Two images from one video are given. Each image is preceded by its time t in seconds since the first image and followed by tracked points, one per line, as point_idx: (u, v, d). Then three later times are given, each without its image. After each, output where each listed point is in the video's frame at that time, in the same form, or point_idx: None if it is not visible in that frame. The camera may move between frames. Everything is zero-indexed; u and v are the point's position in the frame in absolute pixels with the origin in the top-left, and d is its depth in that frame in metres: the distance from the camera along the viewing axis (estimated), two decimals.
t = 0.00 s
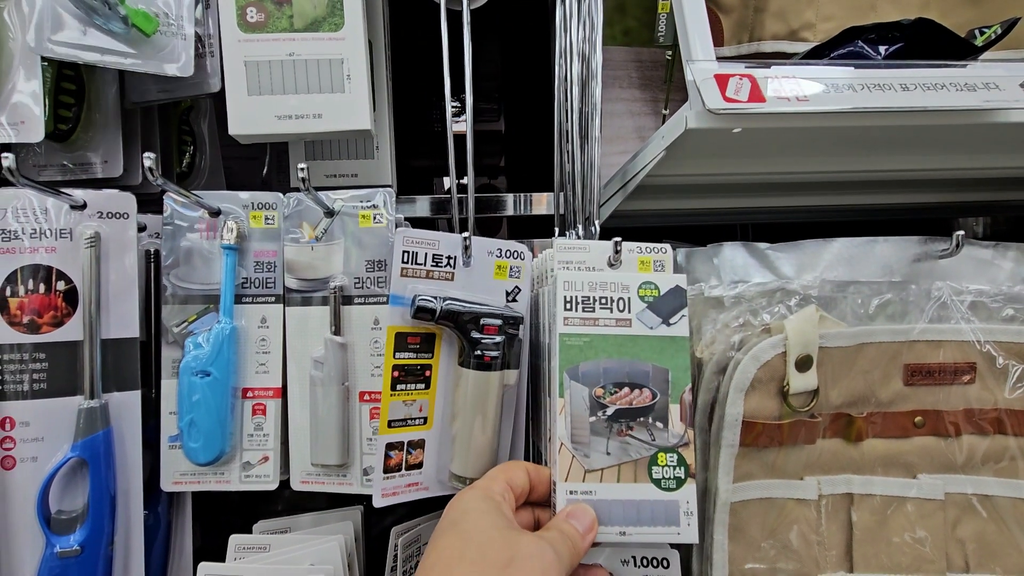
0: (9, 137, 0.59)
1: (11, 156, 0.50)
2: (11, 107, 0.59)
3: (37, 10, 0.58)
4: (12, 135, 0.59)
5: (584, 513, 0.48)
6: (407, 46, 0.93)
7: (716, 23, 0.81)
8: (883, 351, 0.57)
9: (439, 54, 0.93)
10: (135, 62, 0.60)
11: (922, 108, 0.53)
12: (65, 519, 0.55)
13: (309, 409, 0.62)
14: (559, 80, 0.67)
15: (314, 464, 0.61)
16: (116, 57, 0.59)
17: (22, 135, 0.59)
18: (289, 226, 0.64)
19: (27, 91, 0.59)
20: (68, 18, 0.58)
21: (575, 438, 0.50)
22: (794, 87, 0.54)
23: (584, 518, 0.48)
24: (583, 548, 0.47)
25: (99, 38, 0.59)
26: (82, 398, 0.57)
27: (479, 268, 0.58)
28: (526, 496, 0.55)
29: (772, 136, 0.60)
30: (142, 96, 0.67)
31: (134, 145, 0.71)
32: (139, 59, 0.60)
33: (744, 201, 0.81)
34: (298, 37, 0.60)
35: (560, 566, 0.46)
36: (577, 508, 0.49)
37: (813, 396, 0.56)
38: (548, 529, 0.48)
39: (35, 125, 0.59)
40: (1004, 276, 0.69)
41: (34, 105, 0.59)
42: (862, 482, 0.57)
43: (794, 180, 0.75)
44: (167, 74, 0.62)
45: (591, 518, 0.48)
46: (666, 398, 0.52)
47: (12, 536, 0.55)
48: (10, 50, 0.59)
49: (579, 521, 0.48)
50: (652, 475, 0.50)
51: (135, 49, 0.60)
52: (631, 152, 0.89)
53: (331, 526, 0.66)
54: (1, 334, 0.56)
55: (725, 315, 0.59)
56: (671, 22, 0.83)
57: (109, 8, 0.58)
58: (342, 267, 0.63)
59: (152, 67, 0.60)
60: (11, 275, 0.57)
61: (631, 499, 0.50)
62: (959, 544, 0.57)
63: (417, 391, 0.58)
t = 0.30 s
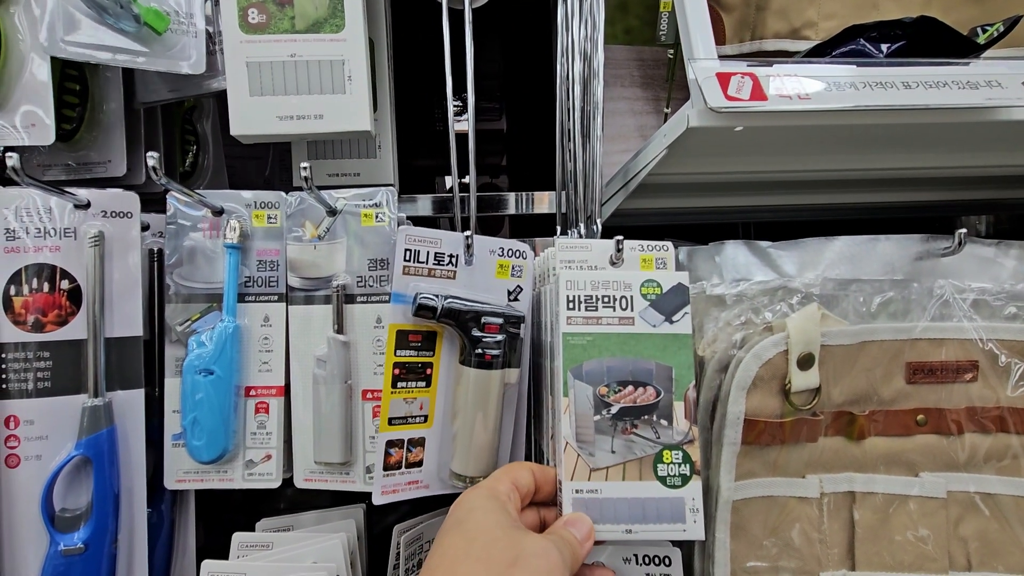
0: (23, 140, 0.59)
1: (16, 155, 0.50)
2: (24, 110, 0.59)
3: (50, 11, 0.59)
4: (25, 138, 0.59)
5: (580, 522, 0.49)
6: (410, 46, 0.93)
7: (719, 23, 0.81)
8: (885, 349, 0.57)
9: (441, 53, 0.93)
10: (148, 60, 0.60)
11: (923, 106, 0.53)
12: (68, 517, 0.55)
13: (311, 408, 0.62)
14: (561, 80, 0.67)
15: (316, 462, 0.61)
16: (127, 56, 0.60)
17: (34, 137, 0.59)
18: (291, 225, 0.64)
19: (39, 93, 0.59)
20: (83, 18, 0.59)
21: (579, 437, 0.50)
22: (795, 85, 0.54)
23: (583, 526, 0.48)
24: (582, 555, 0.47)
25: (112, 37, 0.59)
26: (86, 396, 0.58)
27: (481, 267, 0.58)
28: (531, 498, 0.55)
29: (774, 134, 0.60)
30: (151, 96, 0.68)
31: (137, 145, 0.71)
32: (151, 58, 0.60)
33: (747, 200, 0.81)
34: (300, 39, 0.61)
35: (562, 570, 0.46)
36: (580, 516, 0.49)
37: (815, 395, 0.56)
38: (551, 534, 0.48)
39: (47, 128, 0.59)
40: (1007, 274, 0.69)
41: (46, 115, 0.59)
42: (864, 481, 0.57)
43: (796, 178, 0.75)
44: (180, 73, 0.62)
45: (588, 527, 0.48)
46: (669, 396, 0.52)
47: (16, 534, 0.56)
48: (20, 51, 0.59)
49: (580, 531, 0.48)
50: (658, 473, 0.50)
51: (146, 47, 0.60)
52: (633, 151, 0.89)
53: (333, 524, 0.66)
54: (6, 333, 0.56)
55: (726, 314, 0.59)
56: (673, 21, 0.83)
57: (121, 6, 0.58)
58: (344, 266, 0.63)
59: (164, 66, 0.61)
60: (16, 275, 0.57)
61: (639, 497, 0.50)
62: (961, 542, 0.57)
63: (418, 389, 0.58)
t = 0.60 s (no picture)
0: (26, 137, 0.59)
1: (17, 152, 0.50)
2: (26, 108, 0.59)
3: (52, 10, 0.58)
4: (27, 136, 0.59)
5: (579, 527, 0.48)
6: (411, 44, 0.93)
7: (722, 20, 0.81)
8: (888, 347, 0.57)
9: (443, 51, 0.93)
10: (150, 58, 0.60)
11: (927, 103, 0.53)
12: (70, 515, 0.55)
13: (313, 406, 0.62)
14: (562, 79, 0.67)
15: (319, 461, 0.61)
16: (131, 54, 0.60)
17: (37, 136, 0.59)
18: (292, 223, 0.64)
19: (41, 91, 0.59)
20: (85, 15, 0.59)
21: (582, 435, 0.50)
22: (799, 83, 0.53)
23: (581, 530, 0.48)
24: (581, 557, 0.47)
25: (115, 35, 0.59)
26: (87, 394, 0.58)
27: (483, 265, 0.58)
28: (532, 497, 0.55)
29: (777, 131, 0.60)
30: (153, 94, 0.68)
31: (138, 143, 0.71)
32: (153, 56, 0.60)
33: (749, 198, 0.81)
34: (301, 36, 0.60)
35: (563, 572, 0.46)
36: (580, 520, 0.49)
37: (818, 393, 0.55)
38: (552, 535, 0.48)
39: (49, 126, 0.59)
40: (1011, 272, 0.68)
41: (48, 114, 0.59)
42: (868, 479, 0.56)
43: (799, 176, 0.75)
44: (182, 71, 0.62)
45: (586, 531, 0.48)
46: (672, 395, 0.52)
47: (18, 532, 0.56)
48: (21, 49, 0.59)
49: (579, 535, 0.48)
50: (660, 471, 0.50)
51: (149, 45, 0.60)
52: (635, 149, 0.88)
53: (335, 522, 0.66)
54: (8, 331, 0.56)
55: (729, 312, 0.59)
56: (675, 18, 0.83)
57: (125, 4, 0.57)
58: (345, 264, 0.63)
59: (165, 64, 0.61)
60: (18, 273, 0.57)
61: (642, 495, 0.50)
62: (964, 541, 0.57)
63: (423, 387, 0.58)
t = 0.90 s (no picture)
0: (15, 132, 0.58)
1: (17, 150, 0.50)
2: (17, 102, 0.58)
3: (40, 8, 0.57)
4: (17, 131, 0.58)
5: (579, 527, 0.48)
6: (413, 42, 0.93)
7: (724, 18, 0.81)
8: (892, 346, 0.57)
9: (444, 49, 0.93)
10: (139, 57, 0.60)
11: (931, 100, 0.53)
12: (72, 514, 0.55)
13: (314, 406, 0.62)
14: (565, 77, 0.66)
15: (320, 460, 0.61)
16: (119, 51, 0.59)
17: (27, 130, 0.59)
18: (293, 222, 0.63)
19: (32, 86, 0.59)
20: (71, 11, 0.58)
21: (584, 434, 0.50)
22: (803, 79, 0.53)
23: (581, 531, 0.48)
24: (582, 559, 0.47)
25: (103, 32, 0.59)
26: (88, 393, 0.57)
27: (485, 264, 0.58)
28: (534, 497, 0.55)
29: (781, 129, 0.59)
30: (146, 90, 0.67)
31: (139, 141, 0.71)
32: (142, 54, 0.60)
33: (752, 195, 0.80)
34: (303, 32, 0.60)
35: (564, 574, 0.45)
36: (581, 521, 0.49)
37: (822, 392, 0.55)
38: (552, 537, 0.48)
39: (40, 120, 0.59)
40: (1015, 271, 0.68)
41: (39, 100, 0.59)
42: (872, 478, 0.56)
43: (802, 174, 0.75)
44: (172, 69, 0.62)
45: (586, 532, 0.48)
46: (675, 394, 0.52)
47: (19, 531, 0.56)
48: (14, 45, 0.59)
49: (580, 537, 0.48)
50: (663, 470, 0.50)
51: (137, 43, 0.59)
52: (636, 147, 0.88)
53: (337, 521, 0.65)
54: (8, 330, 0.56)
55: (732, 310, 0.59)
56: (678, 15, 0.82)
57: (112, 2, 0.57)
58: (347, 263, 0.63)
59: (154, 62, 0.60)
60: (18, 271, 0.57)
61: (644, 494, 0.50)
62: (969, 540, 0.57)
63: (423, 386, 0.58)
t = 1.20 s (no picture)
0: (24, 134, 0.59)
1: (18, 149, 0.50)
2: (26, 105, 0.59)
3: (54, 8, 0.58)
4: (26, 133, 0.59)
5: (581, 525, 0.48)
6: (413, 41, 0.93)
7: (726, 15, 0.81)
8: (893, 344, 0.57)
9: (444, 48, 0.93)
10: (154, 54, 0.60)
11: (933, 98, 0.53)
12: (73, 513, 0.55)
13: (315, 404, 0.62)
14: (566, 75, 0.66)
15: (321, 458, 0.61)
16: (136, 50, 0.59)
17: (36, 132, 0.59)
18: (294, 220, 0.63)
19: (41, 88, 0.59)
20: (83, 12, 0.58)
21: (586, 432, 0.50)
22: (804, 78, 0.53)
23: (583, 529, 0.48)
24: (584, 558, 0.47)
25: (120, 30, 0.59)
26: (89, 392, 0.57)
27: (486, 262, 0.58)
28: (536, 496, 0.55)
29: (781, 127, 0.59)
30: (157, 89, 0.67)
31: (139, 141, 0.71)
32: (157, 51, 0.60)
33: (753, 193, 0.80)
34: (302, 32, 0.60)
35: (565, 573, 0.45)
36: (582, 519, 0.49)
37: (823, 390, 0.55)
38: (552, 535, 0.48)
39: (48, 123, 0.59)
40: (1016, 268, 0.68)
41: (48, 110, 0.59)
42: (873, 476, 0.56)
43: (803, 172, 0.75)
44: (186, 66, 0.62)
45: (589, 531, 0.48)
46: (677, 392, 0.52)
47: (21, 530, 0.56)
48: (20, 46, 0.59)
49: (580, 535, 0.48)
50: (664, 468, 0.50)
51: (154, 40, 0.60)
52: (637, 145, 0.88)
53: (338, 520, 0.65)
54: (9, 329, 0.56)
55: (734, 308, 0.59)
56: (678, 14, 0.82)
57: None
58: (347, 261, 0.63)
59: (170, 59, 0.60)
60: (19, 270, 0.57)
61: (647, 492, 0.50)
62: (969, 538, 0.57)
63: (424, 385, 0.58)
